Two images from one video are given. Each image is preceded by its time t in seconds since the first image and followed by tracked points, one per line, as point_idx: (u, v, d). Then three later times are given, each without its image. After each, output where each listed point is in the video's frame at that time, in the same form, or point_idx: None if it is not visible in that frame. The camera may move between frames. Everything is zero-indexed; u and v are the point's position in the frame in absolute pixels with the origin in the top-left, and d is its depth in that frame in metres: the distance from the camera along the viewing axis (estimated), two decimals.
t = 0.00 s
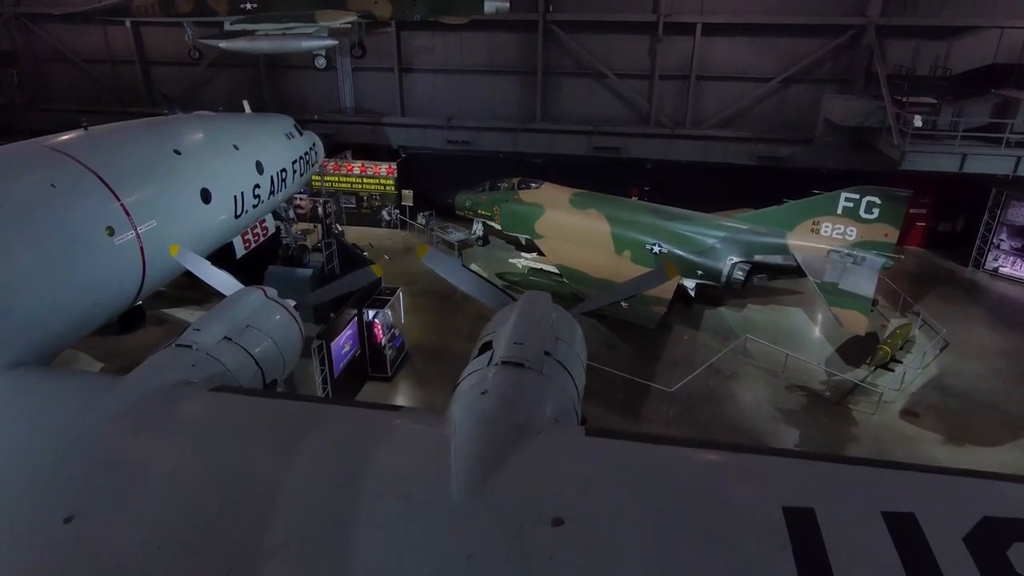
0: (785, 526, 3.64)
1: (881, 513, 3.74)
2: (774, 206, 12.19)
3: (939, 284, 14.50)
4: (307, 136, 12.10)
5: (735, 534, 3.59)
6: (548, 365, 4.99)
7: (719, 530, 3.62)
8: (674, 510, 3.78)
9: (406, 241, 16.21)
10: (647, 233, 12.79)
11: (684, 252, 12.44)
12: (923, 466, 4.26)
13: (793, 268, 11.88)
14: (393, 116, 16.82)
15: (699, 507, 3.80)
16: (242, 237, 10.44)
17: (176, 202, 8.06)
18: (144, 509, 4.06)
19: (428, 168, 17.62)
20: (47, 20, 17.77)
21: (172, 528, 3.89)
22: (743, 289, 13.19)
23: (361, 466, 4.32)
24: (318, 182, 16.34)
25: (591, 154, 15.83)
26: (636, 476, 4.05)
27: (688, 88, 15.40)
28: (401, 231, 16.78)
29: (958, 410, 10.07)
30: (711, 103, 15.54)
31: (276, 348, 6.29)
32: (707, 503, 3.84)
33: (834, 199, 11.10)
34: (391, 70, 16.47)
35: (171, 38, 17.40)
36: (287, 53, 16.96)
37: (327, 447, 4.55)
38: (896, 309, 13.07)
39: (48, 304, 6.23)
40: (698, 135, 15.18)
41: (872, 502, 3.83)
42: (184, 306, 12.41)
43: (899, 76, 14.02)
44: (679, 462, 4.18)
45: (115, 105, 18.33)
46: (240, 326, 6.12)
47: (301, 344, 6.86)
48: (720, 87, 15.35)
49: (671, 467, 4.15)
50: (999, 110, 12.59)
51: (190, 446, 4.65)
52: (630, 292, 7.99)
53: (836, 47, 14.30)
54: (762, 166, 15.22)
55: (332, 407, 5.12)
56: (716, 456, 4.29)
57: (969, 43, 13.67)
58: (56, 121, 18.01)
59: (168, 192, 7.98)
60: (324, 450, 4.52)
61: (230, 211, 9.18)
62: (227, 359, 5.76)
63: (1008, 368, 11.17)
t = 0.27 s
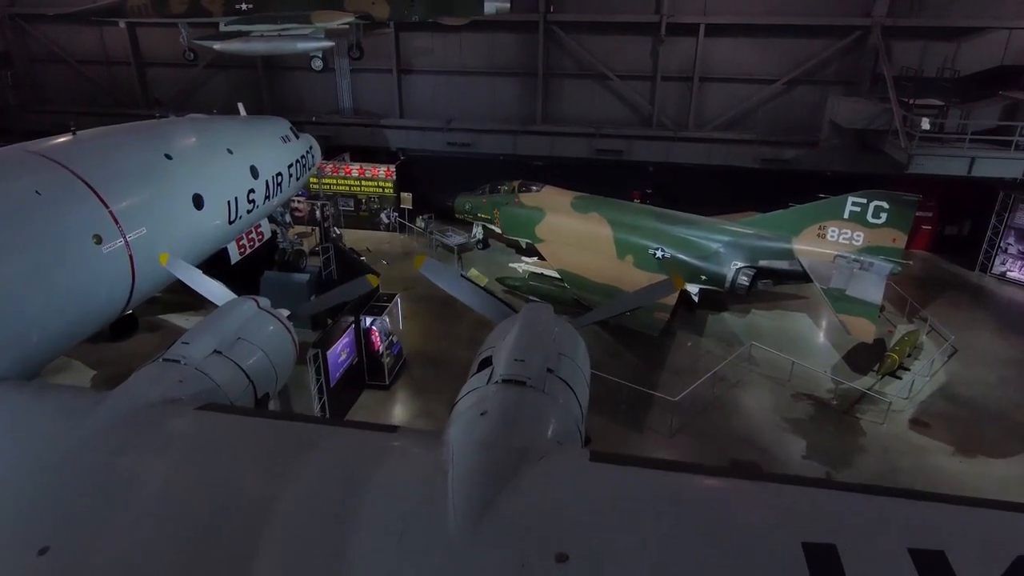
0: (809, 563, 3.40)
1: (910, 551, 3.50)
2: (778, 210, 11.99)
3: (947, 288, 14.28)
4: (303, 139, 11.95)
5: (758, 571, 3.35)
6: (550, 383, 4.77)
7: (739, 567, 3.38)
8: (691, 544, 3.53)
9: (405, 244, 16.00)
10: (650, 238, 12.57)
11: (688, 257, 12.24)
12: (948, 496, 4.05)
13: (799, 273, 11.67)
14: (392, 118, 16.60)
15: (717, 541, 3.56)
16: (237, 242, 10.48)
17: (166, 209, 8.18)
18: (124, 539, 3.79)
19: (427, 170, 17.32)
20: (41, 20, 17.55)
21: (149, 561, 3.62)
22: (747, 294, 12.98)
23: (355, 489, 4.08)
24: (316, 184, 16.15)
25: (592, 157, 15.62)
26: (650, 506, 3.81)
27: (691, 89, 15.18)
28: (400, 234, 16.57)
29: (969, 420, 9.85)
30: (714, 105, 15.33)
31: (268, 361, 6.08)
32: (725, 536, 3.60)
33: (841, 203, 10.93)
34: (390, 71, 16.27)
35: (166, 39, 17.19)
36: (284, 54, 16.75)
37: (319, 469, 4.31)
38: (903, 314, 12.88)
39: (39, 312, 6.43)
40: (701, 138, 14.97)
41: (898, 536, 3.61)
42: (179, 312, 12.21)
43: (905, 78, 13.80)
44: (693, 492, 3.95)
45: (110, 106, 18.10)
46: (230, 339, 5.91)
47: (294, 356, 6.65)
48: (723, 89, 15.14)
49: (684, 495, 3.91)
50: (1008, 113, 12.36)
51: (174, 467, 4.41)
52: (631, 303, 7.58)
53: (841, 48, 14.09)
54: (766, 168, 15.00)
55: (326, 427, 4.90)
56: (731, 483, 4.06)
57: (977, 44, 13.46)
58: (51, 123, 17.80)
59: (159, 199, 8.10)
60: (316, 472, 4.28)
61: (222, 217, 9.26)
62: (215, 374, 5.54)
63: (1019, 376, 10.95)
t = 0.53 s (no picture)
0: None
1: None
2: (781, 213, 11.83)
3: (953, 292, 14.08)
4: (300, 141, 11.82)
5: None
6: (553, 401, 4.58)
7: None
8: None
9: (404, 246, 15.80)
10: (652, 241, 12.36)
11: (691, 260, 11.99)
12: (973, 524, 3.84)
13: (804, 277, 11.44)
14: (391, 119, 16.41)
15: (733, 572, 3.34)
16: (231, 246, 10.34)
17: (159, 214, 8.19)
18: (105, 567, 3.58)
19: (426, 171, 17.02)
20: (35, 19, 17.36)
21: None
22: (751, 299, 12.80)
23: (348, 512, 3.88)
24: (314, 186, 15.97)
25: (593, 158, 15.42)
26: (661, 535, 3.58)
27: (693, 90, 14.98)
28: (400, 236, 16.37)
29: (979, 428, 9.64)
30: (717, 105, 15.13)
31: (260, 374, 5.89)
32: (741, 567, 3.38)
33: (847, 206, 10.75)
34: (388, 71, 16.08)
35: (162, 39, 16.99)
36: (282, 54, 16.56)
37: (312, 487, 4.12)
38: (909, 318, 12.70)
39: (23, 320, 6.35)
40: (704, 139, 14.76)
41: (923, 566, 3.40)
42: (174, 316, 12.03)
43: (911, 78, 13.59)
44: (706, 518, 3.73)
45: (105, 106, 17.91)
46: (221, 350, 5.72)
47: (288, 366, 6.47)
48: (726, 89, 14.94)
49: (696, 522, 3.70)
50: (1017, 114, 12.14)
51: (161, 483, 4.22)
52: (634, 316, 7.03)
53: (846, 48, 13.88)
54: (770, 170, 14.80)
55: (319, 442, 4.71)
56: (745, 507, 3.86)
57: (985, 44, 13.25)
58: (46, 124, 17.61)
59: (151, 204, 8.10)
60: (308, 490, 4.09)
61: (216, 222, 9.31)
62: (204, 388, 5.34)
63: None
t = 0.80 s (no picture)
0: None
1: None
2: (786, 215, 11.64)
3: (960, 294, 13.87)
4: (297, 142, 11.65)
5: None
6: (556, 419, 4.38)
7: None
8: None
9: (403, 247, 15.60)
10: (655, 243, 12.16)
11: (695, 263, 11.80)
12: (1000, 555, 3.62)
13: (809, 281, 11.23)
14: (389, 119, 16.20)
15: None
16: (224, 249, 10.12)
17: (149, 219, 8.02)
18: None
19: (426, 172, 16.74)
20: (30, 18, 17.15)
21: None
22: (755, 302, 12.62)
23: (341, 536, 3.68)
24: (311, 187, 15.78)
25: (594, 158, 15.22)
26: (670, 565, 3.36)
27: (696, 89, 14.77)
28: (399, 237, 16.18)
29: (989, 435, 9.44)
30: (720, 105, 14.92)
31: (251, 387, 5.70)
32: None
33: (854, 208, 10.55)
34: (387, 70, 15.87)
35: (157, 38, 16.78)
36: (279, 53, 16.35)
37: (303, 511, 3.91)
38: (916, 322, 12.51)
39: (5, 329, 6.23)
40: (707, 139, 14.53)
41: None
42: (169, 321, 11.86)
43: (918, 77, 13.38)
44: (717, 546, 3.51)
45: (101, 107, 17.71)
46: (211, 363, 5.53)
47: (281, 377, 6.28)
48: (729, 89, 14.73)
49: (706, 550, 3.49)
50: None
51: (145, 504, 4.02)
52: (640, 327, 6.81)
53: (851, 47, 13.67)
54: (774, 171, 14.60)
55: (312, 460, 4.51)
56: (758, 534, 3.65)
57: (992, 43, 13.04)
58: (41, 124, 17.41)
59: (141, 209, 7.92)
60: (299, 514, 3.88)
61: (211, 225, 9.11)
62: (194, 403, 5.14)
63: None
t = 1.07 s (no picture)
0: None
1: None
2: (792, 217, 11.43)
3: (967, 297, 13.65)
4: (292, 142, 11.45)
5: None
6: (558, 439, 4.19)
7: None
8: None
9: (402, 249, 15.39)
10: (658, 245, 11.97)
11: (698, 265, 11.63)
12: None
13: (815, 284, 11.05)
14: (388, 118, 15.99)
15: None
16: (219, 253, 9.97)
17: (139, 223, 7.79)
18: None
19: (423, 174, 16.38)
20: (26, 16, 16.95)
21: None
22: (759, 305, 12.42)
23: (328, 566, 3.47)
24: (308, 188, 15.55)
25: (596, 158, 15.00)
26: None
27: (699, 88, 14.55)
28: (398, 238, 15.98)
29: (999, 443, 9.23)
30: (723, 105, 14.71)
31: (241, 400, 5.50)
32: None
33: (861, 210, 10.35)
34: (385, 69, 15.66)
35: (153, 36, 16.57)
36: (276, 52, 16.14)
37: (288, 537, 3.71)
38: (922, 325, 12.30)
39: None
40: (711, 139, 14.32)
41: None
42: (163, 324, 11.66)
43: (925, 76, 13.16)
44: None
45: (96, 106, 17.50)
46: (199, 375, 5.33)
47: (273, 387, 6.09)
48: (733, 88, 14.52)
49: None
50: None
51: (122, 529, 3.82)
52: (646, 336, 6.72)
53: (857, 46, 13.45)
54: (778, 172, 14.38)
55: (302, 480, 4.30)
56: (769, 566, 3.43)
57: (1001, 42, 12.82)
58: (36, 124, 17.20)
59: (129, 212, 7.67)
60: (284, 540, 3.68)
61: (203, 228, 8.90)
62: (181, 417, 4.94)
63: None
